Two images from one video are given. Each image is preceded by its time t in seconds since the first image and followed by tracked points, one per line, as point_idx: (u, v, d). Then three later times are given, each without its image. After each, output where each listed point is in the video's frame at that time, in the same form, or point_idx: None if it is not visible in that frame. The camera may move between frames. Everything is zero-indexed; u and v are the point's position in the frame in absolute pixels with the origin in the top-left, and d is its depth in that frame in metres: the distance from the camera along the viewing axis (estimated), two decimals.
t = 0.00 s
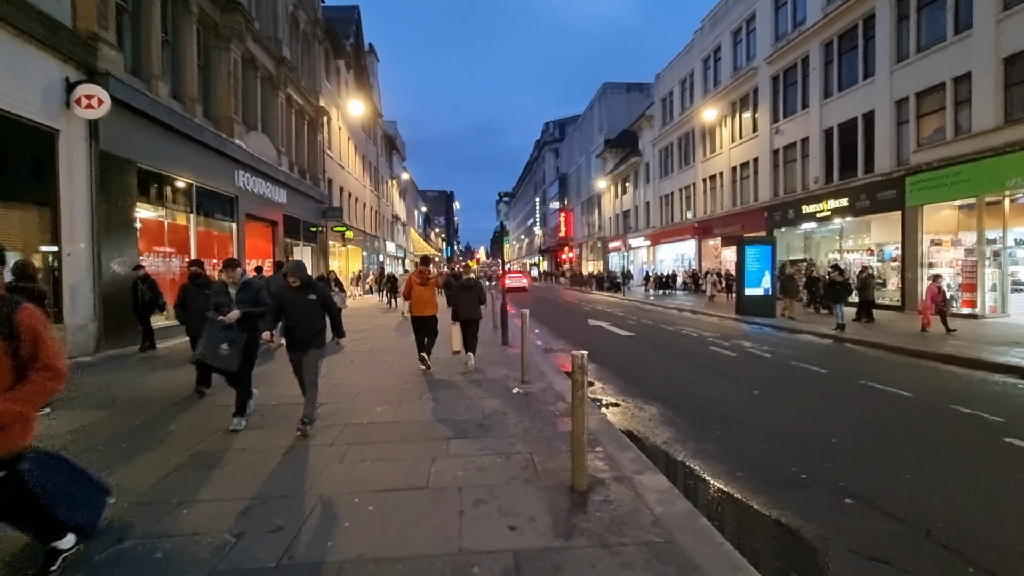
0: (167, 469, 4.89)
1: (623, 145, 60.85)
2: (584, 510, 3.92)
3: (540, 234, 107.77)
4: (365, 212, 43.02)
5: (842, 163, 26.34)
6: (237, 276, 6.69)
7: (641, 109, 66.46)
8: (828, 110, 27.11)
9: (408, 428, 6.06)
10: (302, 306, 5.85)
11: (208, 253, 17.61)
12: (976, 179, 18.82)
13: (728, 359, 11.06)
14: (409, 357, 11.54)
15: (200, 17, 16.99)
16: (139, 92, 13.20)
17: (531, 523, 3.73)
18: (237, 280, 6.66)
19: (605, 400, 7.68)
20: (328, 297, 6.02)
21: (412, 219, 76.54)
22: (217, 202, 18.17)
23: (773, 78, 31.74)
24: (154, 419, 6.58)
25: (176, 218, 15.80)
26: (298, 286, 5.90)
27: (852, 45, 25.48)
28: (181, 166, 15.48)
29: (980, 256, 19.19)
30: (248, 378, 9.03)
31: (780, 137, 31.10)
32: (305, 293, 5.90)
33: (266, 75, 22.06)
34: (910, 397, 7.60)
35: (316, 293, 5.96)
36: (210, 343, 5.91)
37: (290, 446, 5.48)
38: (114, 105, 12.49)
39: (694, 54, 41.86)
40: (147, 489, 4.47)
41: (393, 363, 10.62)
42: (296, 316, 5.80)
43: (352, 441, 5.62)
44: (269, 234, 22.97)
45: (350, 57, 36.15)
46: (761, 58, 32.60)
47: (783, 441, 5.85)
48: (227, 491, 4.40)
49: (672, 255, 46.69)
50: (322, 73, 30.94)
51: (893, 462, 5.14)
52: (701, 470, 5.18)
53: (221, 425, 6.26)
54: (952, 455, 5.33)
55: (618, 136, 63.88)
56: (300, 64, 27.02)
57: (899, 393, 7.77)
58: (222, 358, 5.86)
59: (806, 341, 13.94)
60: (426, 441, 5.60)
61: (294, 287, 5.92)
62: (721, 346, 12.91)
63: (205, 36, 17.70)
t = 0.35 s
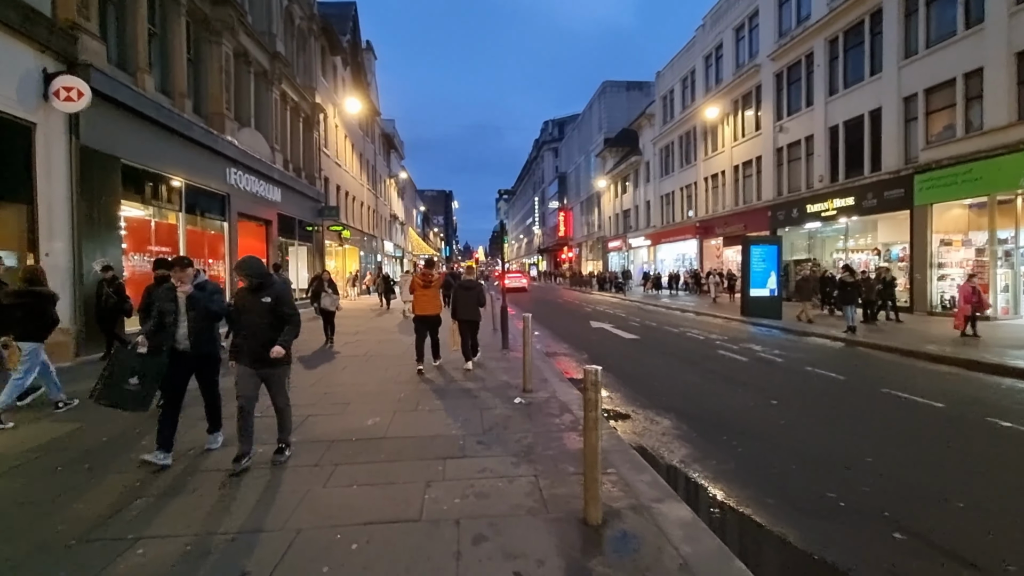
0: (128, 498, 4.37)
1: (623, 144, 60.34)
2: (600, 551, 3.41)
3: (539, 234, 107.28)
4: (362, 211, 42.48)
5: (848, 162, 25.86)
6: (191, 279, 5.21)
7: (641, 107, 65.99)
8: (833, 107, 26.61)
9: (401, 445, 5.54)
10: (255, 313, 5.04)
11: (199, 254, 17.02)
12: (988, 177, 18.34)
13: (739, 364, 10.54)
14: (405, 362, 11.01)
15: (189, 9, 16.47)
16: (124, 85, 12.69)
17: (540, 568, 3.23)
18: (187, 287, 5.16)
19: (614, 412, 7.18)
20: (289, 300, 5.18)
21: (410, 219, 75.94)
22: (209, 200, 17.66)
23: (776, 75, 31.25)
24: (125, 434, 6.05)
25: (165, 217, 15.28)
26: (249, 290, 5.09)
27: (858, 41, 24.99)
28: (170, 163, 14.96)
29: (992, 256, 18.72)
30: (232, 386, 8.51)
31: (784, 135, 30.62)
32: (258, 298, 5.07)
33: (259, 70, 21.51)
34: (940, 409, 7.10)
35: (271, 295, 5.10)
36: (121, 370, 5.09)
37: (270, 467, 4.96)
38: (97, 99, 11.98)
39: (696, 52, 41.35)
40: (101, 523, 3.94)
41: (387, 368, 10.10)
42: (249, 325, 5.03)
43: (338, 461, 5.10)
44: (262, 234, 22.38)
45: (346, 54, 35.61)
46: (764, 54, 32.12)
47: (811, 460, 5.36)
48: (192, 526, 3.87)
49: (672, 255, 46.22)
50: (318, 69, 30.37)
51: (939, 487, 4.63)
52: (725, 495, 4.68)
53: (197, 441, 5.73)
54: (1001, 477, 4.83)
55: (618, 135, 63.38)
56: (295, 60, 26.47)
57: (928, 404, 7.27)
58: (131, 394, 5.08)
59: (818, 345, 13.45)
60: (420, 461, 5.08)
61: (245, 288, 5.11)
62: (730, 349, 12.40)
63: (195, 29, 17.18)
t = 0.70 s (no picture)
0: (88, 528, 3.88)
1: (625, 141, 59.79)
2: None
3: (540, 233, 106.76)
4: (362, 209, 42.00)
5: (856, 158, 25.34)
6: (117, 279, 4.28)
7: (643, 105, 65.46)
8: (842, 103, 26.06)
9: (398, 462, 5.06)
10: (183, 327, 4.00)
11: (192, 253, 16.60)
12: (1004, 174, 17.80)
13: (754, 367, 10.05)
14: (403, 365, 10.51)
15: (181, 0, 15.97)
16: (110, 76, 12.19)
17: None
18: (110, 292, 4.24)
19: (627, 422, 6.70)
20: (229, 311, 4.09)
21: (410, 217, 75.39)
22: (201, 196, 17.19)
23: (782, 70, 30.69)
24: (98, 449, 5.57)
25: (157, 214, 14.84)
26: (176, 298, 4.02)
27: (868, 34, 24.45)
28: (159, 158, 14.46)
29: (1007, 254, 18.23)
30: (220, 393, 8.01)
31: (790, 131, 30.09)
32: (185, 309, 4.00)
33: (254, 64, 21.00)
34: (978, 419, 6.61)
35: (203, 305, 4.02)
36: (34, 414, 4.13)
37: (251, 490, 4.47)
38: (81, 90, 11.49)
39: (699, 48, 40.77)
40: (53, 562, 3.45)
41: (384, 372, 9.61)
42: (177, 342, 3.98)
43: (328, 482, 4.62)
44: (257, 232, 21.88)
45: (345, 49, 35.06)
46: (769, 50, 31.56)
47: (849, 480, 4.88)
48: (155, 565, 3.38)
49: (675, 254, 45.76)
50: (316, 65, 29.84)
51: (999, 513, 4.14)
52: (759, 521, 4.19)
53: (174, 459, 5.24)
54: None
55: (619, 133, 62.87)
56: (292, 55, 25.94)
57: (964, 414, 6.78)
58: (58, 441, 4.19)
59: (832, 347, 12.97)
60: (419, 482, 4.60)
61: (170, 299, 4.01)
62: (741, 351, 11.90)
63: (188, 21, 16.67)
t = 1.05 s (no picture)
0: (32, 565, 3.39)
1: (627, 140, 59.34)
2: None
3: (540, 232, 106.31)
4: (361, 207, 41.50)
5: (864, 155, 24.84)
6: None
7: (645, 103, 64.96)
8: (849, 99, 25.55)
9: (390, 482, 4.56)
10: (61, 359, 2.80)
11: (184, 251, 16.21)
12: (1018, 170, 17.29)
13: (769, 372, 9.55)
14: (400, 368, 10.02)
15: None
16: (94, 67, 11.69)
17: None
18: None
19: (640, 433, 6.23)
20: (139, 342, 3.00)
21: (410, 216, 74.86)
22: (193, 193, 16.68)
23: (788, 66, 30.17)
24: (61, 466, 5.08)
25: (144, 211, 14.35)
26: (55, 316, 2.83)
27: (876, 29, 23.95)
28: (147, 154, 13.97)
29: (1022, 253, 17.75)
30: (204, 400, 7.51)
31: (796, 128, 29.60)
32: (67, 333, 2.82)
33: (249, 58, 20.50)
34: (1020, 432, 6.11)
35: (98, 330, 2.87)
36: None
37: (220, 519, 3.97)
38: (62, 81, 11.00)
39: (702, 44, 40.25)
40: None
41: (379, 377, 9.11)
42: (55, 378, 2.79)
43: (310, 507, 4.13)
44: (252, 231, 21.36)
45: (343, 45, 34.57)
46: (774, 45, 31.05)
47: (891, 503, 4.39)
48: None
49: (677, 254, 45.28)
50: (314, 60, 29.33)
51: None
52: (796, 554, 3.70)
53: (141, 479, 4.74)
54: None
55: (621, 131, 62.34)
56: (289, 50, 25.43)
57: (1004, 427, 6.27)
58: None
59: (846, 349, 12.48)
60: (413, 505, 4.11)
61: (50, 317, 2.82)
62: (753, 354, 11.38)
63: (179, 12, 16.20)
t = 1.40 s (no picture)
0: None
1: (628, 140, 58.88)
2: None
3: (541, 233, 105.86)
4: (359, 208, 41.02)
5: (872, 155, 24.35)
6: None
7: (646, 103, 64.52)
8: (856, 97, 25.07)
9: (380, 513, 4.07)
10: None
11: (174, 252, 15.70)
12: None
13: (786, 380, 9.05)
14: (395, 375, 9.51)
15: None
16: (77, 60, 11.26)
17: None
18: None
19: (655, 451, 5.75)
20: None
21: (409, 217, 74.44)
22: (185, 192, 16.21)
23: (793, 64, 29.68)
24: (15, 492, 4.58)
25: (132, 211, 13.87)
26: None
27: (884, 25, 23.47)
28: (135, 152, 13.52)
29: None
30: (184, 414, 7.02)
31: (801, 127, 29.14)
32: None
33: (243, 55, 20.04)
34: None
35: None
36: None
37: (185, 560, 3.48)
38: (42, 75, 10.57)
39: (705, 42, 39.79)
40: None
41: (374, 386, 8.61)
42: None
43: (288, 545, 3.64)
44: (246, 231, 20.88)
45: (341, 43, 34.11)
46: (779, 43, 30.58)
47: (944, 538, 3.90)
48: None
49: (679, 255, 44.81)
50: (311, 58, 28.86)
51: None
52: None
53: (100, 509, 4.25)
54: None
55: (622, 131, 61.88)
56: (285, 47, 24.93)
57: None
58: None
59: (862, 354, 11.98)
60: (405, 542, 3.62)
61: None
62: (766, 360, 10.87)
63: (170, 6, 15.75)
